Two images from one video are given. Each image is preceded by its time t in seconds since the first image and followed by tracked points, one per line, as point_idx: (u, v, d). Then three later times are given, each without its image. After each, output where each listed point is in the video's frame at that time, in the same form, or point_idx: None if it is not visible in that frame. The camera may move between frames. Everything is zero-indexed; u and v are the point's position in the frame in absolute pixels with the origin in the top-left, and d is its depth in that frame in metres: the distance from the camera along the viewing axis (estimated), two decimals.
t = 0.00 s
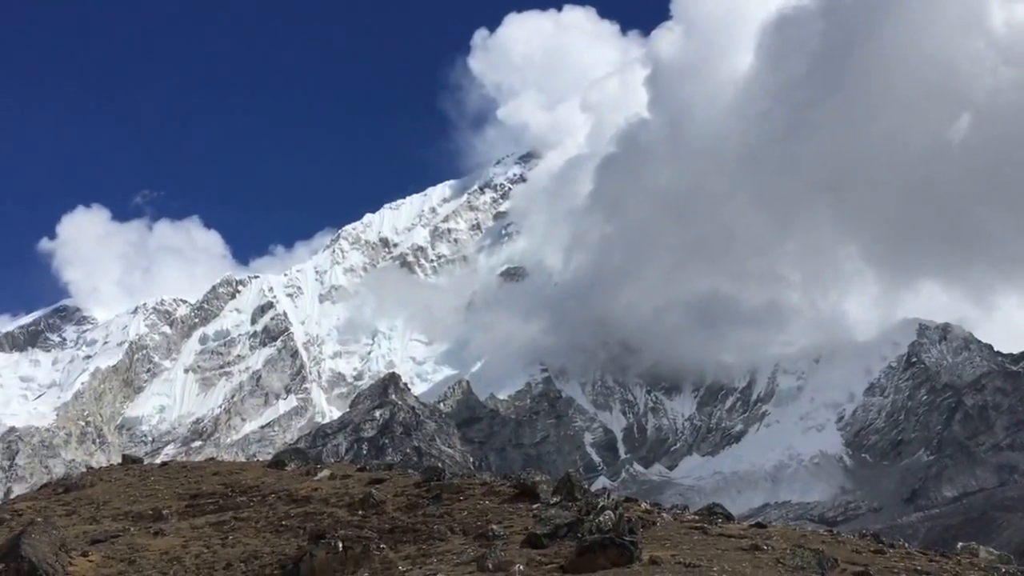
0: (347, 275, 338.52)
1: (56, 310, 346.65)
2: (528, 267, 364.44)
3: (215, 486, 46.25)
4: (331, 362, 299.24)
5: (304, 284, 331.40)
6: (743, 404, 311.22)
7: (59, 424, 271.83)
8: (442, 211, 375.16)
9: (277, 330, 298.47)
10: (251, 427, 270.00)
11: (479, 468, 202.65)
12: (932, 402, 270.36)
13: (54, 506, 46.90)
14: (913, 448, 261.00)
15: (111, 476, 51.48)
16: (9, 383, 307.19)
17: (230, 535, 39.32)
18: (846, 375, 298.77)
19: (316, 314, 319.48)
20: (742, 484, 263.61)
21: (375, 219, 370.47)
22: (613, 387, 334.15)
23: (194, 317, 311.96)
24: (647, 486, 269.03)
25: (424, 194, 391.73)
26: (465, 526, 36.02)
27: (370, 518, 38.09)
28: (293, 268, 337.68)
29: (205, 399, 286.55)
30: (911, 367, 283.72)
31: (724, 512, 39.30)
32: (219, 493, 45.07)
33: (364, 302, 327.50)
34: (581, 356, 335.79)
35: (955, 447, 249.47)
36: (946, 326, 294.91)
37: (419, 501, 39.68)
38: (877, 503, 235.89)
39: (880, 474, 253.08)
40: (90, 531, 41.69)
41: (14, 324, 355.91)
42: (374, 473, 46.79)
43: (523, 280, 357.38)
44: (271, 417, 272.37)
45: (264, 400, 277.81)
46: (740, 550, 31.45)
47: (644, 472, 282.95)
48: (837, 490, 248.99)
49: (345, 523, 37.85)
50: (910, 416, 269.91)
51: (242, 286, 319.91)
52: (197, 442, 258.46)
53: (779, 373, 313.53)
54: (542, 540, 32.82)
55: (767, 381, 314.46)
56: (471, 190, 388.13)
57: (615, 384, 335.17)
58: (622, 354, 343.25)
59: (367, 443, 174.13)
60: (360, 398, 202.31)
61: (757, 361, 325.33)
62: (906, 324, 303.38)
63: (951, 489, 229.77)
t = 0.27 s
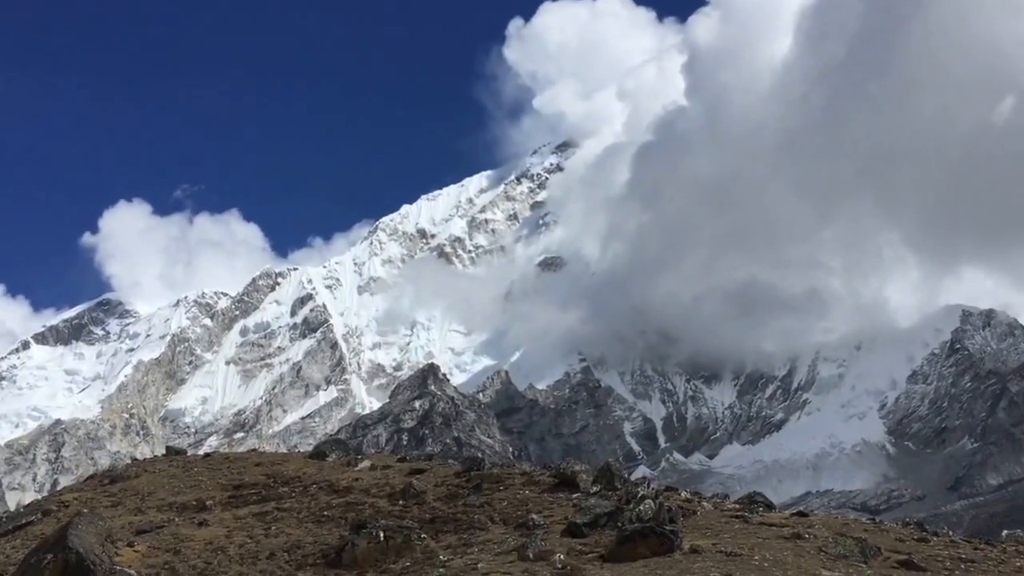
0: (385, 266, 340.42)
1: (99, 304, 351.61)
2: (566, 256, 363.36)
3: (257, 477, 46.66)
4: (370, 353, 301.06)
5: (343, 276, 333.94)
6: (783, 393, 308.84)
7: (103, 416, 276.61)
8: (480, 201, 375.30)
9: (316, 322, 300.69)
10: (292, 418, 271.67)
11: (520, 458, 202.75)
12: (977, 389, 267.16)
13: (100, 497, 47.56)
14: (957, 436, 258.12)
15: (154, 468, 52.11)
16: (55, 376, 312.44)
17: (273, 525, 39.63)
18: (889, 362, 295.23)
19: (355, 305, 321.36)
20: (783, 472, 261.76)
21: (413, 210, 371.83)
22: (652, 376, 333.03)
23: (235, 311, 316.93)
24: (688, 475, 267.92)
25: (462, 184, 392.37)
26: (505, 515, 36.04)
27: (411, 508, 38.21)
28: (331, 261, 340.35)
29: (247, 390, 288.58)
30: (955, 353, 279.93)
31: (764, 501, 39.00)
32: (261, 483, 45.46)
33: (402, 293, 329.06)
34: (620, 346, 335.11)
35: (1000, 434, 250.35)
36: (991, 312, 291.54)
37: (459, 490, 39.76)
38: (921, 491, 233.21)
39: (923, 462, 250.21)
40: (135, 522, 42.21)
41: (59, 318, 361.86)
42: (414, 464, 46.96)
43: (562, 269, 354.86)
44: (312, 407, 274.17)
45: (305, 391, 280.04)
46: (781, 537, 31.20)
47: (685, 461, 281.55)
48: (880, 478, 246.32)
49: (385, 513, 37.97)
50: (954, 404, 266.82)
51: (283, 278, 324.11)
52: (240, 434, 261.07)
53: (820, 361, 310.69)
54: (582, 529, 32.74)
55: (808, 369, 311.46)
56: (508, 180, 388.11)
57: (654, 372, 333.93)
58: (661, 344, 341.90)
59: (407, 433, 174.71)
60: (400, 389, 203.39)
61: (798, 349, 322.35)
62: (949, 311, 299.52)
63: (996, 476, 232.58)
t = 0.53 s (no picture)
0: (434, 255, 342.03)
1: (154, 297, 357.79)
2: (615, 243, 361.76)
3: (311, 465, 47.21)
4: (421, 342, 302.83)
5: (392, 266, 336.47)
6: (837, 378, 305.25)
7: (160, 407, 281.96)
8: (528, 189, 375.01)
9: (367, 312, 303.10)
10: (345, 408, 273.36)
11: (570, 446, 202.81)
12: None
13: (159, 486, 48.50)
14: (1017, 421, 252.86)
15: (211, 457, 53.00)
16: (112, 368, 318.59)
17: (328, 513, 40.09)
18: (946, 346, 289.92)
19: (405, 295, 323.46)
20: (837, 459, 258.98)
21: (461, 199, 373.05)
22: (703, 362, 330.79)
23: (288, 301, 319.11)
24: (740, 462, 265.95)
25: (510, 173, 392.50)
26: (558, 503, 36.07)
27: (464, 496, 38.41)
28: (381, 251, 342.97)
29: (300, 380, 291.31)
30: (1013, 337, 273.55)
31: (819, 488, 38.58)
32: (315, 472, 46.00)
33: (451, 282, 330.43)
34: (670, 333, 333.35)
35: None
36: None
37: (511, 479, 39.88)
38: (979, 478, 229.02)
39: (982, 448, 245.57)
40: (193, 511, 42.96)
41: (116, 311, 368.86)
42: (465, 452, 47.20)
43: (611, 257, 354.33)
44: (365, 396, 275.59)
45: (356, 380, 282.32)
46: (836, 524, 30.83)
47: (737, 448, 279.31)
48: (937, 464, 242.17)
49: (438, 501, 38.23)
50: (1013, 388, 261.50)
51: (334, 269, 329.02)
52: (293, 424, 264.30)
53: (874, 346, 306.10)
54: (635, 517, 32.68)
55: (862, 354, 307.19)
56: (556, 168, 387.23)
57: (705, 359, 331.60)
58: (712, 330, 339.50)
59: (459, 422, 175.49)
60: (451, 378, 204.68)
61: (852, 334, 318.06)
62: (1008, 294, 293.18)
63: None
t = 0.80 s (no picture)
0: (491, 244, 343.07)
1: (219, 289, 364.37)
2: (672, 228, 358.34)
3: (374, 453, 47.82)
4: (479, 330, 304.11)
5: (450, 254, 338.34)
6: (902, 361, 300.50)
7: (227, 397, 287.80)
8: (584, 175, 373.50)
9: (426, 301, 305.01)
10: (405, 395, 274.81)
11: (631, 432, 202.27)
12: None
13: (226, 474, 49.52)
14: None
15: (276, 445, 53.94)
16: (180, 358, 324.92)
17: (391, 500, 40.60)
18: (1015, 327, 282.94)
19: (463, 284, 324.98)
20: (904, 443, 255.41)
21: (517, 187, 373.37)
22: (764, 347, 327.42)
23: (348, 291, 323.30)
24: (803, 447, 263.08)
25: (565, 160, 391.46)
26: (619, 489, 36.07)
27: (525, 483, 38.59)
28: (438, 240, 345.15)
29: (361, 369, 293.97)
30: None
31: (885, 473, 38.09)
32: (378, 460, 46.59)
33: (508, 270, 331.03)
34: (729, 318, 330.51)
35: None
36: None
37: (572, 465, 39.96)
38: None
39: None
40: (260, 498, 43.79)
41: (182, 304, 376.48)
42: (525, 439, 47.39)
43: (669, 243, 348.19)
44: (426, 384, 276.75)
45: (416, 369, 284.22)
46: (904, 510, 30.41)
47: (800, 433, 275.95)
48: (1008, 448, 236.41)
49: (500, 488, 38.45)
50: None
51: (392, 259, 331.94)
52: (355, 412, 267.38)
53: (940, 328, 300.09)
54: (697, 503, 32.61)
55: (927, 337, 301.54)
56: (611, 154, 385.22)
57: (765, 343, 328.09)
58: (772, 314, 335.95)
59: (518, 409, 175.95)
60: (510, 365, 205.62)
61: (917, 317, 312.31)
62: None
63: None
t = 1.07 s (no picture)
0: (547, 231, 342.75)
1: (280, 280, 369.56)
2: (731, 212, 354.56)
3: (435, 441, 48.14)
4: (537, 318, 304.28)
5: (506, 242, 338.84)
6: (971, 344, 294.29)
7: (290, 386, 292.47)
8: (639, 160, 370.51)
9: (483, 289, 305.83)
10: (464, 382, 275.38)
11: (692, 418, 200.76)
12: None
13: (292, 462, 50.31)
14: None
15: (339, 434, 54.60)
16: (244, 348, 329.64)
17: (453, 487, 40.92)
18: None
19: (520, 272, 325.21)
20: (973, 428, 250.47)
21: (571, 174, 372.13)
22: (826, 331, 322.64)
23: (405, 281, 325.71)
24: (869, 433, 258.82)
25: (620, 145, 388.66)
26: (682, 476, 35.90)
27: (586, 469, 38.59)
28: (494, 229, 345.88)
29: (420, 357, 295.85)
30: None
31: (956, 459, 37.36)
32: (440, 447, 46.95)
33: (565, 257, 330.72)
34: (791, 302, 326.48)
35: None
36: None
37: (633, 452, 39.85)
38: None
39: None
40: (325, 485, 44.42)
41: (245, 295, 382.61)
42: (586, 426, 47.35)
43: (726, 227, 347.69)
44: (484, 372, 277.37)
45: (475, 357, 285.06)
46: (976, 497, 29.86)
47: (865, 419, 272.02)
48: None
49: (561, 475, 38.50)
50: None
51: (449, 248, 333.57)
52: (415, 400, 269.28)
53: (1010, 310, 292.66)
54: (761, 490, 32.33)
55: (997, 320, 294.56)
56: (667, 138, 381.68)
57: (828, 328, 323.27)
58: (834, 298, 331.21)
59: (577, 396, 175.60)
60: (568, 352, 205.59)
61: (986, 299, 305.21)
62: None
63: None
